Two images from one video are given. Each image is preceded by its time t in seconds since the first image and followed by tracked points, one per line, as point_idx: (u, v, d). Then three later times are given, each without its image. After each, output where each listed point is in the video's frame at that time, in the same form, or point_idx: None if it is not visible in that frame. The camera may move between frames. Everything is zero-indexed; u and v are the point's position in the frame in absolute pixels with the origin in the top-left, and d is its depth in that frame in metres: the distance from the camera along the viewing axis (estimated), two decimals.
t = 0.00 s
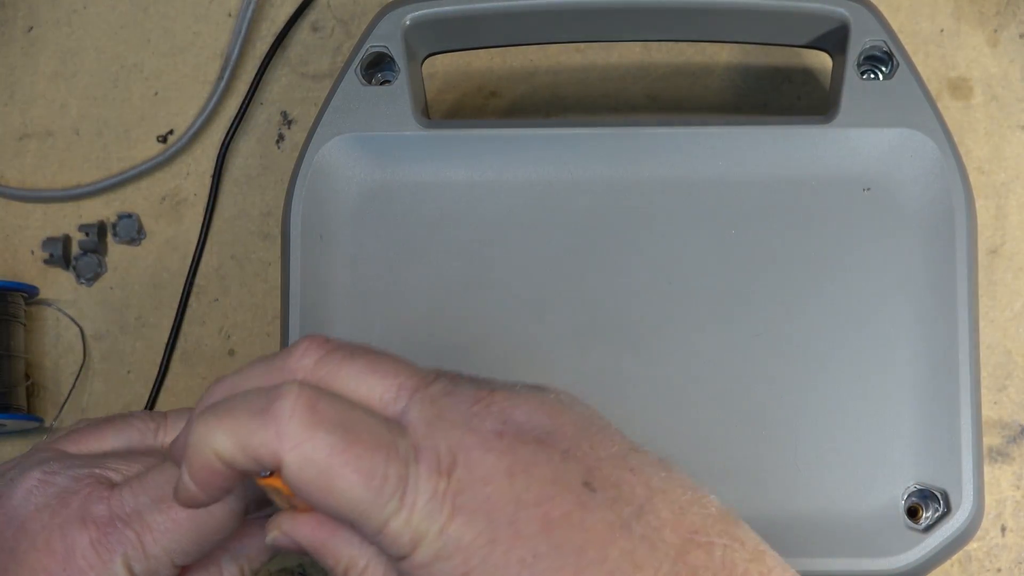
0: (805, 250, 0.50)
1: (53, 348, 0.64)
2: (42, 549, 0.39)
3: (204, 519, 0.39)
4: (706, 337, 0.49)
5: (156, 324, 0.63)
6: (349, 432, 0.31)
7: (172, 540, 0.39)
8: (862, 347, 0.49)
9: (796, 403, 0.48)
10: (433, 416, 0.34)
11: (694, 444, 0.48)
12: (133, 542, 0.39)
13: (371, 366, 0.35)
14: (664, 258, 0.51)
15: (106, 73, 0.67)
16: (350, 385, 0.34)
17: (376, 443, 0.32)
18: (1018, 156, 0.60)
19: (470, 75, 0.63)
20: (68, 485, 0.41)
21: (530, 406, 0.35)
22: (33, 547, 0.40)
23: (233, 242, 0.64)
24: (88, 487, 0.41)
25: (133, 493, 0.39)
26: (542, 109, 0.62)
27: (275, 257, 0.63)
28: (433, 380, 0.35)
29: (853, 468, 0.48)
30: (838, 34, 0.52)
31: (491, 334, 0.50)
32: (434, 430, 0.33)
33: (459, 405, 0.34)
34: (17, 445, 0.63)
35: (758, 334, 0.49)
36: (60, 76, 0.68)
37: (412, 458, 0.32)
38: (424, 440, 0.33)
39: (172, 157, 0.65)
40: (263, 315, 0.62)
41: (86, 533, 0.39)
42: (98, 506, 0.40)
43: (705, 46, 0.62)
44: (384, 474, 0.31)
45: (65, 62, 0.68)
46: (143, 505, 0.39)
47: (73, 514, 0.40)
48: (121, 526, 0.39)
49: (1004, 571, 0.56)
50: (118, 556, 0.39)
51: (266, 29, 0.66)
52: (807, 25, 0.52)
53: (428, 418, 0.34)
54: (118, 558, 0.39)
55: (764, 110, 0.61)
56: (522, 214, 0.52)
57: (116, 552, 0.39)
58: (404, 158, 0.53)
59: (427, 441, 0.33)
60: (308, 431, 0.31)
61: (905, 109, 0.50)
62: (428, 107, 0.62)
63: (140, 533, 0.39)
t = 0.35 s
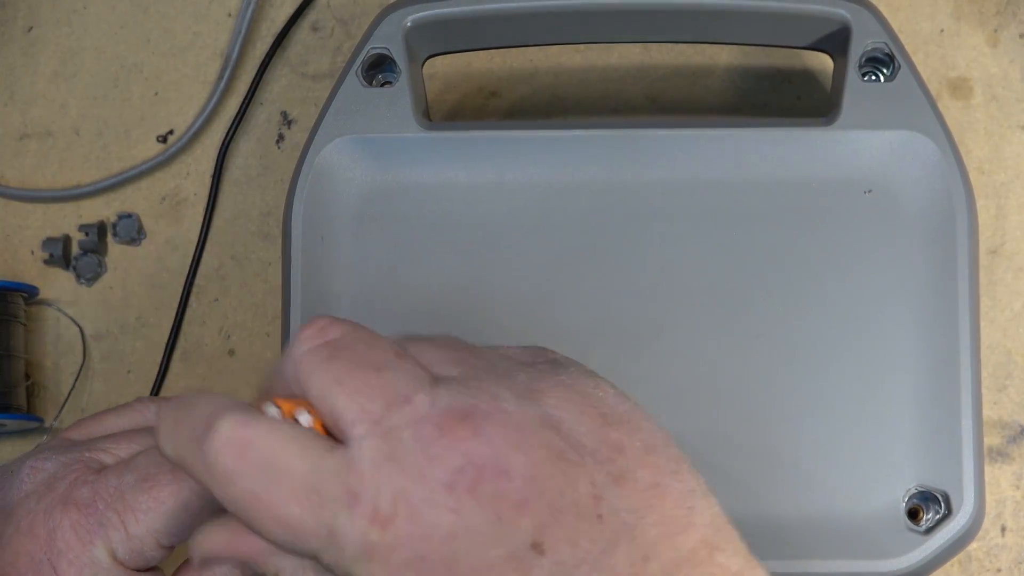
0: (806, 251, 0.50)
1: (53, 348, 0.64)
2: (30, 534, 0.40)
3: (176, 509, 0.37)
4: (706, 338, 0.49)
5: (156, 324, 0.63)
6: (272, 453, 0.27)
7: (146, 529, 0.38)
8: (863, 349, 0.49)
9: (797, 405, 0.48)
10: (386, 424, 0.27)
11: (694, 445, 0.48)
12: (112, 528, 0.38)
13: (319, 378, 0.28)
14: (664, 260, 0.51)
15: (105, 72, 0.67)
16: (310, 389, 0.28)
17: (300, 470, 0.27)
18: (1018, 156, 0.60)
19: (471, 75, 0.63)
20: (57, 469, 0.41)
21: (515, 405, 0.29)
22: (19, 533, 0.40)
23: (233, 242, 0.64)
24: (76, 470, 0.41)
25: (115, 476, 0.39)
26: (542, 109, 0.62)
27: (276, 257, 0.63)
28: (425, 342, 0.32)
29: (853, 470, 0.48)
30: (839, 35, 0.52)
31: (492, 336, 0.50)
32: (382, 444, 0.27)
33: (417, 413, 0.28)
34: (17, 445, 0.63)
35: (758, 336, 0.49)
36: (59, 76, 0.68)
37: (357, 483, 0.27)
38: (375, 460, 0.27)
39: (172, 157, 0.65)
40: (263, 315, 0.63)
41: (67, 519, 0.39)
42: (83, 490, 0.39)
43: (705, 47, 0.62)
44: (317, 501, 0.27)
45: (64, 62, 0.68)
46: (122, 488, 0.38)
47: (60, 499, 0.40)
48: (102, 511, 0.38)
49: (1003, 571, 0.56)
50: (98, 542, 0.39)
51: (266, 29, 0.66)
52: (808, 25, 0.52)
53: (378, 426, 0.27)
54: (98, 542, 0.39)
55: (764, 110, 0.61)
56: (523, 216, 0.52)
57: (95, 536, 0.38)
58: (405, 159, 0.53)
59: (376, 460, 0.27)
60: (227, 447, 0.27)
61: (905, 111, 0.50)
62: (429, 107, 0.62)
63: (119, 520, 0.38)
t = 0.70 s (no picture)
0: (805, 250, 0.50)
1: (53, 348, 0.64)
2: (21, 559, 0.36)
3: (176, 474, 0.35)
4: (706, 337, 0.49)
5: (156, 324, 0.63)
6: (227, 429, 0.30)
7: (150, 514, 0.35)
8: (863, 347, 0.49)
9: (796, 403, 0.48)
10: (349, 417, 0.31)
11: (694, 444, 0.48)
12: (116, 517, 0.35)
13: (289, 375, 0.32)
14: (663, 259, 0.51)
15: (106, 72, 0.67)
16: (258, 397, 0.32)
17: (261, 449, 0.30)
18: (1018, 156, 0.60)
19: (471, 75, 0.63)
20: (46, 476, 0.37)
21: (464, 424, 0.32)
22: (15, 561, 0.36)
23: (232, 241, 0.64)
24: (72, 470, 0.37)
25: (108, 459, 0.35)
26: (542, 109, 0.62)
27: (276, 257, 0.63)
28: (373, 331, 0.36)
29: (853, 468, 0.48)
30: (838, 34, 0.52)
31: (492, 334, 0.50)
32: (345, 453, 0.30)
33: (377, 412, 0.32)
34: (17, 444, 0.63)
35: (758, 334, 0.49)
36: (60, 76, 0.68)
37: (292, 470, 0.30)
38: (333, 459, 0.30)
39: (172, 157, 0.65)
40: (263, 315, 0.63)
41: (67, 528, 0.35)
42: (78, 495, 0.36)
43: (705, 46, 0.62)
44: (264, 483, 0.30)
45: (64, 62, 0.68)
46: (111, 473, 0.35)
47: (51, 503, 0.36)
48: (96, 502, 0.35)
49: (1004, 571, 0.56)
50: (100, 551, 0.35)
51: (266, 29, 0.66)
52: (807, 24, 0.52)
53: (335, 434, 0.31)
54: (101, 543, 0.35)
55: (765, 110, 0.61)
56: (522, 214, 0.52)
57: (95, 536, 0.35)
58: (404, 157, 0.53)
59: (329, 457, 0.30)
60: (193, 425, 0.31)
61: (904, 109, 0.50)
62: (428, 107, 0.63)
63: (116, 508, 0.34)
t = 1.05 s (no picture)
0: (806, 250, 0.50)
1: (53, 348, 0.64)
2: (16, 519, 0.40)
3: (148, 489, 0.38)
4: (706, 337, 0.49)
5: (156, 324, 0.63)
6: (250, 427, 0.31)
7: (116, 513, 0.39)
8: (863, 347, 0.49)
9: (797, 404, 0.48)
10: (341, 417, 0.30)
11: (695, 444, 0.48)
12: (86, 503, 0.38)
13: (311, 363, 0.31)
14: (664, 259, 0.51)
15: (106, 72, 0.67)
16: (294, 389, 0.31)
17: (275, 452, 0.30)
18: (1018, 156, 0.60)
19: (471, 75, 0.63)
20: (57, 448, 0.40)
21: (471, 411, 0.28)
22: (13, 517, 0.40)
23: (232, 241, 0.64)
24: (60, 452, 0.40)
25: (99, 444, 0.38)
26: (542, 109, 0.62)
27: (276, 257, 0.63)
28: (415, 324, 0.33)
29: (853, 469, 0.48)
30: (838, 34, 0.52)
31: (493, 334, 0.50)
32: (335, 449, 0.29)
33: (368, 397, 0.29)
34: (17, 445, 0.63)
35: (758, 335, 0.49)
36: (60, 76, 0.68)
37: (292, 469, 0.30)
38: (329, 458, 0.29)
39: (172, 157, 0.65)
40: (263, 314, 0.63)
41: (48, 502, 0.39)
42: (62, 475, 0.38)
43: (705, 46, 0.62)
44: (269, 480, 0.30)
45: (64, 62, 0.68)
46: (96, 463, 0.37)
47: (44, 474, 0.40)
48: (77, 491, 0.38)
49: (1004, 571, 0.56)
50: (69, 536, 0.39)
51: (266, 29, 0.66)
52: (808, 25, 0.52)
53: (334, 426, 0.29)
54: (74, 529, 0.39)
55: (764, 110, 0.61)
56: (522, 215, 0.52)
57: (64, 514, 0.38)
58: (404, 157, 0.53)
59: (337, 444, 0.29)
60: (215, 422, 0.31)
61: (905, 110, 0.50)
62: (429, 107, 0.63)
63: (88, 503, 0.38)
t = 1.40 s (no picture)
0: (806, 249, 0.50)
1: (52, 348, 0.64)
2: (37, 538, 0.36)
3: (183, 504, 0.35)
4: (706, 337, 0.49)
5: (156, 324, 0.63)
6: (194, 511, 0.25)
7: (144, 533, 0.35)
8: (863, 348, 0.49)
9: (796, 403, 0.48)
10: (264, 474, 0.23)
11: (695, 444, 0.48)
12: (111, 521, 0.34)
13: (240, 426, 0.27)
14: (664, 259, 0.51)
15: (106, 72, 0.67)
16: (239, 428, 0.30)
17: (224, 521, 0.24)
18: (1018, 156, 0.60)
19: (470, 75, 0.63)
20: (78, 461, 0.36)
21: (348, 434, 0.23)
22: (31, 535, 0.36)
23: (232, 241, 0.64)
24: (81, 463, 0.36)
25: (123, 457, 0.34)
26: (542, 109, 0.62)
27: (276, 257, 0.63)
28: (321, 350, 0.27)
29: (853, 468, 0.48)
30: (838, 34, 0.52)
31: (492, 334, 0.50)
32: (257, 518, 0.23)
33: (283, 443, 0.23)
34: (17, 445, 0.63)
35: (758, 335, 0.49)
36: (60, 76, 0.68)
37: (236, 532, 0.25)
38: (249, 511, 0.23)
39: (172, 157, 0.65)
40: (263, 315, 0.62)
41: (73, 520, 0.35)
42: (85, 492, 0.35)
43: (705, 46, 0.62)
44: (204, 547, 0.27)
45: (65, 62, 0.68)
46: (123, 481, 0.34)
47: (67, 486, 0.36)
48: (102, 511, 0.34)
49: (1004, 572, 0.56)
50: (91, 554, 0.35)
51: (266, 29, 0.66)
52: (807, 25, 0.52)
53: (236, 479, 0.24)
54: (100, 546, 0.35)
55: (765, 110, 0.61)
56: (522, 215, 0.52)
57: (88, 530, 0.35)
58: (404, 157, 0.53)
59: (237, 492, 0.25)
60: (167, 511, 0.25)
61: (904, 110, 0.50)
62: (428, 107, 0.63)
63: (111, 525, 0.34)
